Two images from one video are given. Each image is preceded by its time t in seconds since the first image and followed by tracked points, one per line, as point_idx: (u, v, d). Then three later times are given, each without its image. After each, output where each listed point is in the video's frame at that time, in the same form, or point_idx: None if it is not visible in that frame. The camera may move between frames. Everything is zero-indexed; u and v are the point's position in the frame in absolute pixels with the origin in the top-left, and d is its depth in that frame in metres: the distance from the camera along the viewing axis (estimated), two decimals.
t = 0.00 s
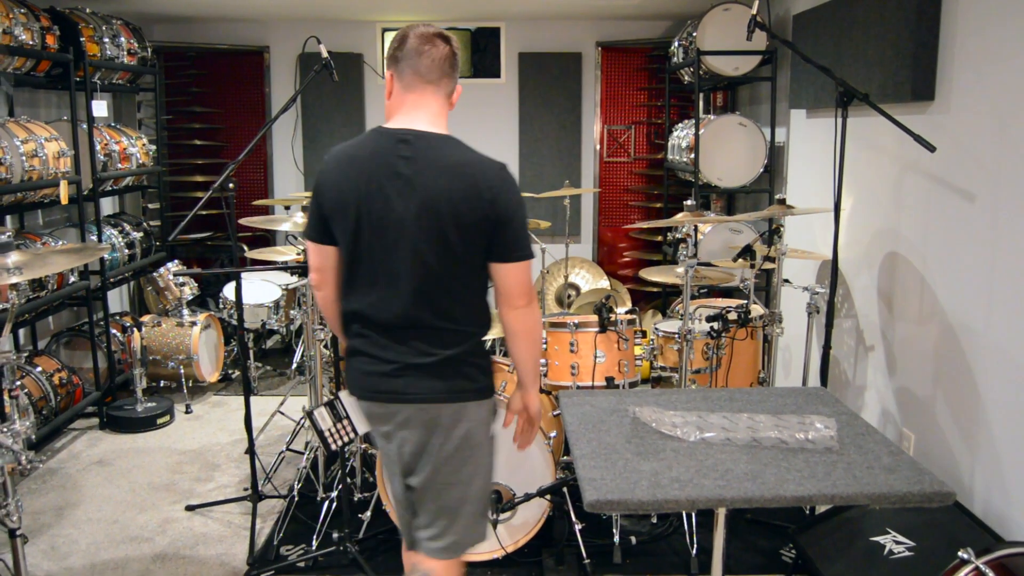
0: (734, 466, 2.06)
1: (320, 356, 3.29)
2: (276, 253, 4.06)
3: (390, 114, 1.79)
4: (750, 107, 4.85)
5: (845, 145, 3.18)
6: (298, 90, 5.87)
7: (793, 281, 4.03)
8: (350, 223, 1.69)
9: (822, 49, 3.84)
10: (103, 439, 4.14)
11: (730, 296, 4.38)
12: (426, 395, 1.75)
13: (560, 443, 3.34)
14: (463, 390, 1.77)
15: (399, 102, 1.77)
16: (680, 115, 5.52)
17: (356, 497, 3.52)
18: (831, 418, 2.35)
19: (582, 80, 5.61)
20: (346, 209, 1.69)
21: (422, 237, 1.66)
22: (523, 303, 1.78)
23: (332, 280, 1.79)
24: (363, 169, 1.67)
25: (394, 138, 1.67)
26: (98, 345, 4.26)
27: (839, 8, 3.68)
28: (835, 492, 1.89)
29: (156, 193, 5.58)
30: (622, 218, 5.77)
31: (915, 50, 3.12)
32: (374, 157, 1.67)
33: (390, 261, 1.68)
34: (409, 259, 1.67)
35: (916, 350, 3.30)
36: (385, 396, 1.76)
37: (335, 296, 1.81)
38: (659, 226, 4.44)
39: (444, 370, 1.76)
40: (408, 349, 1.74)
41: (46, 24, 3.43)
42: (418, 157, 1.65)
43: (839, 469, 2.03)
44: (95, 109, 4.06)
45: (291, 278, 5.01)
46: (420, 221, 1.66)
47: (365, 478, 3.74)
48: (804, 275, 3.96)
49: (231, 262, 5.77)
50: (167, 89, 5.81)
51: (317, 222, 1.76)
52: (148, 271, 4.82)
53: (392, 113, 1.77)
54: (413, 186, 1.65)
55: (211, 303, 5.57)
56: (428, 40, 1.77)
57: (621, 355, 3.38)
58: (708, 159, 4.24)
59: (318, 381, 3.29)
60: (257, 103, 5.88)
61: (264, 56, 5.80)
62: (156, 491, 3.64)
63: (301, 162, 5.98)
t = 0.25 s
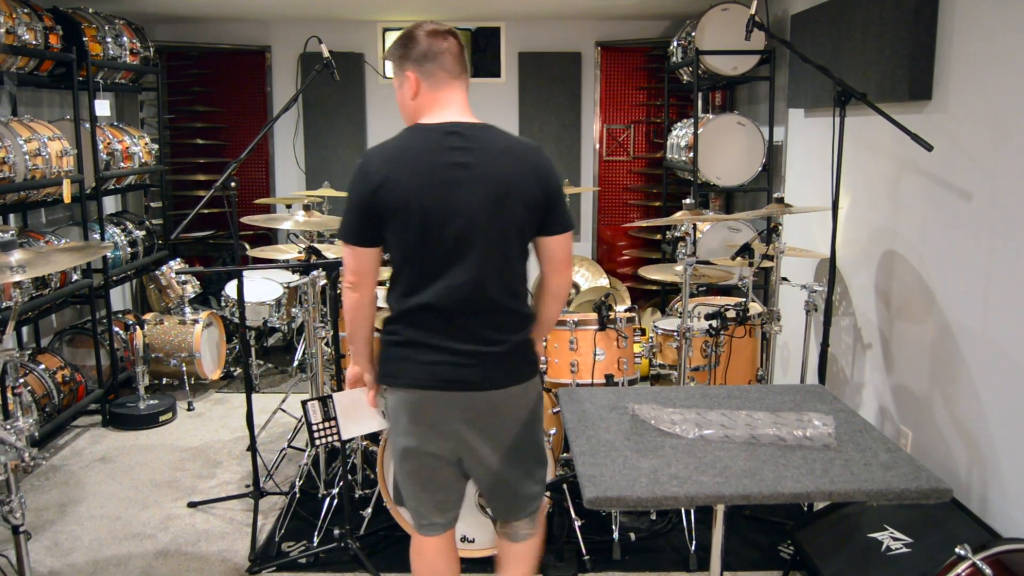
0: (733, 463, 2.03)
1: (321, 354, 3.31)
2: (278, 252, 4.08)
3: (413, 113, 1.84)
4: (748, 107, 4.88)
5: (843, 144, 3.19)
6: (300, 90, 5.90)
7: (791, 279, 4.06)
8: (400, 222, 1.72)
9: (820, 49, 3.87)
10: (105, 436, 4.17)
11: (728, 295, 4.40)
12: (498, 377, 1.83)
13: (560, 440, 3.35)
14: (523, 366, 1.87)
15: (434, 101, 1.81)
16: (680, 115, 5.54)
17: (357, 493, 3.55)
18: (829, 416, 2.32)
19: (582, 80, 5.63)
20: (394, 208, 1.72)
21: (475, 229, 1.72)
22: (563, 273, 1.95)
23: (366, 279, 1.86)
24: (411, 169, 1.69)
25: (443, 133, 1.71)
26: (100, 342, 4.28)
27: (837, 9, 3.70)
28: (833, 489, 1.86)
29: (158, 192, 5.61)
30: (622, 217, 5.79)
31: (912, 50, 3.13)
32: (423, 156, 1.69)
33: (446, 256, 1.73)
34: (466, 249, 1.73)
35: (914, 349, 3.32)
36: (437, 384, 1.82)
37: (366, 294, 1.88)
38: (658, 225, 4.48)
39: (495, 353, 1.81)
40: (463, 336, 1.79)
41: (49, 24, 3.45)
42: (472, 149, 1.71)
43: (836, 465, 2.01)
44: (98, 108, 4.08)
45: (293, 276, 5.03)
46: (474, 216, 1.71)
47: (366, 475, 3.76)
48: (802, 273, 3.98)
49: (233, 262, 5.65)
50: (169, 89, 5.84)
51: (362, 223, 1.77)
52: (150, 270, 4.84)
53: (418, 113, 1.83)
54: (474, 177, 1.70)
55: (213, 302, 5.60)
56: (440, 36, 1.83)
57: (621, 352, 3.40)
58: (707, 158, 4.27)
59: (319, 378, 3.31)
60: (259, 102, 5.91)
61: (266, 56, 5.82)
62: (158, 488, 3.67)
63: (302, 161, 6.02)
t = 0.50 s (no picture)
0: (731, 460, 1.84)
1: (322, 352, 3.34)
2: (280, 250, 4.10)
3: (464, 114, 1.97)
4: (747, 105, 4.90)
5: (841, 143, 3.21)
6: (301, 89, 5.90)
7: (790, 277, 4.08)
8: (488, 215, 1.85)
9: (819, 48, 3.89)
10: (107, 433, 4.19)
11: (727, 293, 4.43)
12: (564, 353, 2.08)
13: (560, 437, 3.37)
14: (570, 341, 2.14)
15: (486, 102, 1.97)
16: (679, 114, 5.56)
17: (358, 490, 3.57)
18: (828, 413, 2.13)
19: (582, 79, 5.65)
20: (494, 197, 1.85)
21: (547, 227, 1.94)
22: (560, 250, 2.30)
23: (430, 272, 1.87)
24: (512, 160, 1.86)
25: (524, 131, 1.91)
26: (103, 340, 4.31)
27: (835, 9, 3.73)
28: (833, 486, 1.68)
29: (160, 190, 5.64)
30: (621, 215, 5.81)
31: (910, 50, 3.15)
32: (516, 149, 1.88)
33: (530, 242, 1.91)
34: (546, 235, 1.94)
35: (911, 346, 3.34)
36: (481, 372, 1.96)
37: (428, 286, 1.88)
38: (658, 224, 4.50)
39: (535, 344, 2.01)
40: (537, 317, 1.98)
41: (52, 24, 3.48)
42: (545, 145, 1.95)
43: (837, 463, 1.84)
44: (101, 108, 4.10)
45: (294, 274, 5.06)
46: (553, 205, 1.95)
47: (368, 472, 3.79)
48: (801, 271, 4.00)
49: (234, 259, 5.52)
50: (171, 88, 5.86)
51: (445, 210, 1.82)
52: (153, 268, 4.86)
53: (470, 114, 1.96)
54: (551, 171, 1.95)
55: (215, 300, 5.63)
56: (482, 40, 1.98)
57: (620, 350, 3.42)
58: (706, 158, 4.29)
59: (321, 376, 3.34)
60: (261, 101, 5.94)
61: (268, 55, 5.85)
62: (160, 485, 3.69)
63: (304, 159, 6.04)
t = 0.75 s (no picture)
0: (730, 458, 1.85)
1: (323, 350, 3.34)
2: (280, 249, 4.11)
3: (511, 112, 2.00)
4: (746, 105, 4.91)
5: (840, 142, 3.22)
6: (301, 88, 5.92)
7: (789, 276, 4.09)
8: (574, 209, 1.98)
9: (817, 48, 3.90)
10: (109, 431, 4.21)
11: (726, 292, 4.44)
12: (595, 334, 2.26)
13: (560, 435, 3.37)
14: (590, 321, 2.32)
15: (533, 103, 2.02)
16: (678, 113, 5.57)
17: (359, 488, 3.59)
18: (825, 411, 2.13)
19: (581, 78, 5.67)
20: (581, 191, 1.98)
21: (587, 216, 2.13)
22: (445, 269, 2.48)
23: (540, 267, 1.85)
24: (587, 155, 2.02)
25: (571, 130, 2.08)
26: (105, 339, 4.33)
27: (833, 10, 3.74)
28: (830, 483, 1.69)
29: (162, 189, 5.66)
30: (620, 214, 5.82)
31: (908, 49, 3.16)
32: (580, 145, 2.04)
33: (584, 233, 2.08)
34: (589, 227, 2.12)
35: (909, 344, 3.36)
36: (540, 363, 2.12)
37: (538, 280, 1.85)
38: (657, 222, 4.51)
39: (566, 338, 2.15)
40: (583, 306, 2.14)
41: (54, 24, 3.50)
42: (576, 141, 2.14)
43: (832, 460, 1.83)
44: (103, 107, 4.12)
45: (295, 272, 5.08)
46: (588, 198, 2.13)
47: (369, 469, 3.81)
48: (799, 269, 4.01)
49: (236, 258, 5.54)
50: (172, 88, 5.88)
51: (539, 203, 1.84)
52: (155, 266, 4.89)
53: (518, 112, 2.00)
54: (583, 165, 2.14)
55: (216, 298, 5.65)
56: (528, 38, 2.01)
57: (619, 348, 3.43)
58: (705, 157, 4.31)
59: (322, 374, 3.34)
60: (262, 101, 5.95)
61: (269, 55, 5.87)
62: (162, 483, 3.71)
63: (304, 158, 6.06)
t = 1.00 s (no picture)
0: (729, 456, 1.86)
1: (324, 348, 3.35)
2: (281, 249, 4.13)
3: (543, 108, 2.02)
4: (746, 104, 4.92)
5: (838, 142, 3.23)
6: (302, 88, 5.93)
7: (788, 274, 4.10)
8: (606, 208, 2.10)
9: (816, 49, 3.91)
10: (111, 429, 4.23)
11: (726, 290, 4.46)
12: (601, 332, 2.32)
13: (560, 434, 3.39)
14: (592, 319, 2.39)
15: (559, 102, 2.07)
16: (677, 112, 5.59)
17: (360, 485, 3.61)
18: (824, 409, 2.14)
19: (581, 78, 5.68)
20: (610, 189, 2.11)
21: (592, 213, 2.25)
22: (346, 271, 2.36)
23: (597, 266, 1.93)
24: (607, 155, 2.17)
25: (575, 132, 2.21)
26: (107, 337, 4.34)
27: (832, 10, 3.76)
28: (828, 481, 1.70)
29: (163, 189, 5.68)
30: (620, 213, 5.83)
31: (906, 49, 3.18)
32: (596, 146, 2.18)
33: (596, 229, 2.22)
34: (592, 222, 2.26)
35: (907, 342, 3.37)
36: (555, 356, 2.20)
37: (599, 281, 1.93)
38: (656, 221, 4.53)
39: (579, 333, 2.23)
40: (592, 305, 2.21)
41: (56, 24, 3.51)
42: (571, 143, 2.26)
43: (831, 459, 1.84)
44: (104, 107, 4.14)
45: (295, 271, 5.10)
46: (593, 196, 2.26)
47: (370, 467, 3.83)
48: (798, 268, 4.02)
49: (237, 257, 5.60)
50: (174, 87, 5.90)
51: (604, 203, 1.93)
52: (156, 265, 4.92)
53: (549, 111, 2.03)
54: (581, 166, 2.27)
55: (217, 297, 5.67)
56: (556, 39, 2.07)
57: (619, 347, 3.44)
58: (704, 156, 4.33)
59: (323, 373, 3.36)
60: (262, 100, 5.97)
61: (270, 54, 5.88)
62: (164, 481, 3.72)
63: (305, 157, 6.08)
